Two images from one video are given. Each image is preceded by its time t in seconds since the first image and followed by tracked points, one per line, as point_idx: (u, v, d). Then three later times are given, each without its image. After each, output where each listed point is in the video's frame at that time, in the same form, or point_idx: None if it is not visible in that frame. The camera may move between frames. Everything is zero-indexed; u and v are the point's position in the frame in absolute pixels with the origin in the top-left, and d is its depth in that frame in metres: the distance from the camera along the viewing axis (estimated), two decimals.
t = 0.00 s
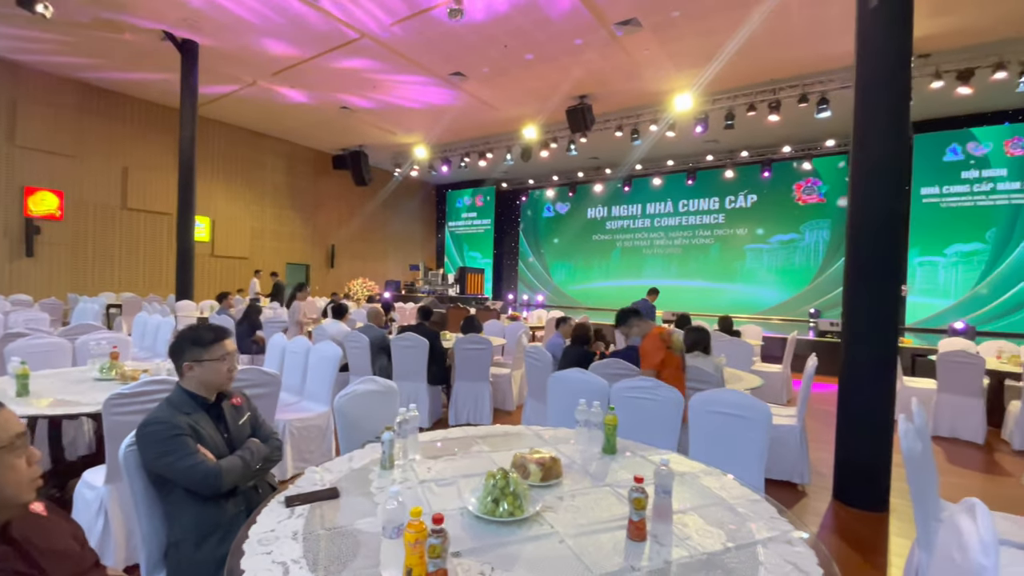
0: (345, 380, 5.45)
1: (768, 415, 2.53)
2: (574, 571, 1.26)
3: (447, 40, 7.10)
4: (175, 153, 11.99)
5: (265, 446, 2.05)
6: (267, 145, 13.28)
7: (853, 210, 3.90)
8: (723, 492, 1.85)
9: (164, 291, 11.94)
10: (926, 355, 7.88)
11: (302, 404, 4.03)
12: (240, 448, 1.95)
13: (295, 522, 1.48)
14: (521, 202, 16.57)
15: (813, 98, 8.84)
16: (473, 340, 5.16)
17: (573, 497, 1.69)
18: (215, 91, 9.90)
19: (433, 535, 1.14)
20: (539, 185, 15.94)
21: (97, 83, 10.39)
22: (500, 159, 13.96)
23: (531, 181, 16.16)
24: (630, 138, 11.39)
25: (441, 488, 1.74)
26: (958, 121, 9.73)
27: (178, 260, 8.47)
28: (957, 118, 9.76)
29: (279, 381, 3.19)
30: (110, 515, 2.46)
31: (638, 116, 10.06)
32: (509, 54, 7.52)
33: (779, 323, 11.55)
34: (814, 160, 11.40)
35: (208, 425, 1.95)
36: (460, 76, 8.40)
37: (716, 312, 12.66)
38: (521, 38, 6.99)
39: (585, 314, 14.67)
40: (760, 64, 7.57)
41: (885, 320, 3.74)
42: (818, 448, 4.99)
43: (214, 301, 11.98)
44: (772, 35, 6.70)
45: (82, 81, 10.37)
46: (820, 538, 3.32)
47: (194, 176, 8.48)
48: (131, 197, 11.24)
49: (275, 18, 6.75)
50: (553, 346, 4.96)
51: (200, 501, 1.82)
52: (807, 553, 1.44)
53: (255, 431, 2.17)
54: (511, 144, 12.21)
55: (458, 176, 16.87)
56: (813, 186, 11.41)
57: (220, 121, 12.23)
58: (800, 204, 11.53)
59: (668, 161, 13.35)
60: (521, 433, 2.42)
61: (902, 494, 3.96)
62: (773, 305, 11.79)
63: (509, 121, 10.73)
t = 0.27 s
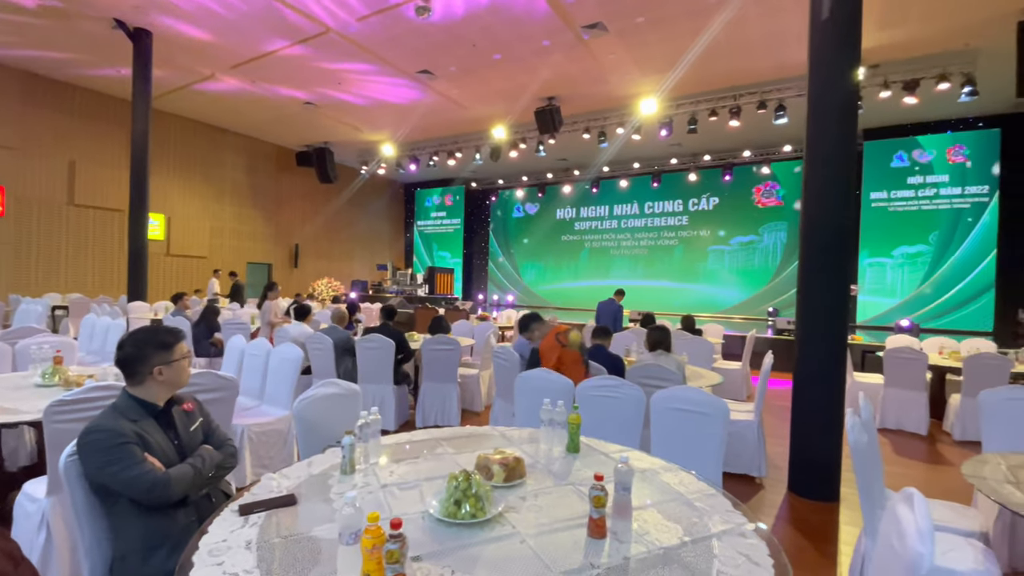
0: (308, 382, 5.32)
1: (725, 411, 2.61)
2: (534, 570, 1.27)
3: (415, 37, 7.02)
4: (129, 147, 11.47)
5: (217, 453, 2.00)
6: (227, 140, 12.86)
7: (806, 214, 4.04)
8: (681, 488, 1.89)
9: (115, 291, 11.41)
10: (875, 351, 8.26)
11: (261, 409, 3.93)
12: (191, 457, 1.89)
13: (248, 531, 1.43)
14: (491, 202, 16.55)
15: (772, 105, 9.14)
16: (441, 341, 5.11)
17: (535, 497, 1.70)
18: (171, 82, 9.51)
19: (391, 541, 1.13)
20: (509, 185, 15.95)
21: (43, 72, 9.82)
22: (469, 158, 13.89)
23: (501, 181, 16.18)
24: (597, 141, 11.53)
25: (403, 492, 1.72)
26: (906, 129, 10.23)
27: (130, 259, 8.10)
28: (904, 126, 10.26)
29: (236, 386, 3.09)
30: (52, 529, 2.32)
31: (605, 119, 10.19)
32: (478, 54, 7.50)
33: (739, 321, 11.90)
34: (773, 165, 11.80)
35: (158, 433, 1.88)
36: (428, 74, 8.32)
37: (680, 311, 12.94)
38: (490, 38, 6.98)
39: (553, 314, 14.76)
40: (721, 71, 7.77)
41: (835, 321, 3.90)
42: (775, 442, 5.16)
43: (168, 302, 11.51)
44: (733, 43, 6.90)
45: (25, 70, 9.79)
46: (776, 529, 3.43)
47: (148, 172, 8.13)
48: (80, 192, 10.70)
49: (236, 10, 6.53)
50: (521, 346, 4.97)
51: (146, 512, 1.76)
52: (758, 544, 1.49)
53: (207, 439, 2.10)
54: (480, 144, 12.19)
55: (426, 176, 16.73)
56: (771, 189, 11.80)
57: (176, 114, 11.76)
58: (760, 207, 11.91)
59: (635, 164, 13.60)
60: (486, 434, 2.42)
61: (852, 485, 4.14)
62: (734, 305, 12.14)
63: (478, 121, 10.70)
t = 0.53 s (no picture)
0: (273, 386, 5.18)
1: (689, 407, 2.67)
2: (502, 571, 1.27)
3: (383, 34, 6.94)
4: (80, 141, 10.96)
5: (175, 460, 1.93)
6: (186, 135, 12.42)
7: (765, 218, 4.17)
8: (647, 484, 1.92)
9: (64, 293, 10.87)
10: (831, 348, 8.60)
11: (222, 414, 3.81)
12: (147, 464, 1.82)
13: (207, 541, 1.39)
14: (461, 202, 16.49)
15: (735, 110, 9.40)
16: (410, 342, 5.06)
17: (503, 497, 1.70)
18: (127, 74, 9.13)
19: (356, 547, 1.12)
20: (479, 185, 15.92)
21: None
22: (439, 157, 13.79)
23: (472, 181, 16.13)
24: (567, 142, 11.63)
25: (370, 496, 1.69)
26: (859, 135, 10.67)
27: (81, 259, 7.73)
28: (858, 133, 10.70)
29: (195, 392, 2.99)
30: None
31: (574, 121, 10.29)
32: (447, 53, 7.45)
33: (704, 320, 12.18)
34: (736, 168, 12.13)
35: (112, 441, 1.81)
36: (398, 72, 8.22)
37: (648, 311, 13.16)
38: (460, 37, 6.95)
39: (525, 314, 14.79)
40: (686, 76, 7.95)
41: (794, 321, 4.03)
42: (738, 436, 5.31)
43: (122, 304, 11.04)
44: (698, 49, 7.06)
45: None
46: (739, 521, 3.53)
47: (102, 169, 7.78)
48: (26, 188, 10.15)
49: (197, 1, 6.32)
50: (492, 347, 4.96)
51: (98, 523, 1.69)
52: (720, 537, 1.53)
53: (163, 446, 2.03)
54: (450, 144, 12.12)
55: (396, 175, 16.53)
56: (734, 192, 12.12)
57: (132, 108, 11.30)
58: (723, 209, 12.23)
59: (603, 166, 13.78)
60: (456, 436, 2.41)
61: (810, 477, 4.30)
62: (699, 304, 12.43)
63: (447, 120, 10.64)
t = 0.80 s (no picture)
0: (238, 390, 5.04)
1: (658, 404, 2.72)
2: (475, 572, 1.27)
3: (353, 31, 6.83)
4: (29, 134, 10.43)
5: (134, 467, 1.86)
6: (144, 129, 11.98)
7: (730, 217, 4.27)
8: (619, 480, 1.95)
9: (12, 294, 10.34)
10: (793, 345, 8.88)
11: (185, 420, 3.69)
12: (104, 473, 1.75)
13: (170, 551, 1.35)
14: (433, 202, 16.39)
15: (702, 114, 9.61)
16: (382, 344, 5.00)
17: (477, 498, 1.70)
18: (81, 65, 8.74)
19: (327, 553, 1.10)
20: (452, 184, 15.85)
21: None
22: (410, 155, 13.68)
23: (444, 180, 16.05)
24: (539, 143, 11.68)
25: (341, 501, 1.67)
26: (818, 140, 11.05)
27: (31, 258, 7.36)
28: (817, 138, 11.07)
29: (155, 397, 2.87)
30: None
31: (546, 122, 10.34)
32: (418, 51, 7.39)
33: (673, 319, 12.41)
34: (702, 171, 12.41)
35: (65, 449, 1.73)
36: (367, 69, 8.11)
37: (618, 310, 13.33)
38: (431, 35, 6.89)
39: (498, 314, 14.78)
40: (655, 79, 8.07)
41: (758, 318, 4.15)
42: (705, 431, 5.43)
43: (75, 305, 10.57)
44: (666, 53, 7.18)
45: None
46: (706, 514, 3.61)
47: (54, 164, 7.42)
48: None
49: None
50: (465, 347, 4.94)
51: (53, 535, 1.62)
52: (689, 531, 1.56)
53: (121, 454, 1.94)
54: (422, 142, 12.03)
55: (366, 173, 16.31)
56: (700, 194, 12.39)
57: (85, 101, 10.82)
58: (690, 210, 12.48)
59: (575, 167, 13.90)
60: (429, 437, 2.39)
61: (773, 470, 4.43)
62: (668, 303, 12.65)
63: (418, 119, 10.55)
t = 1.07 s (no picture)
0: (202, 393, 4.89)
1: (630, 400, 2.75)
2: (450, 572, 1.26)
3: (323, 25, 6.70)
4: None
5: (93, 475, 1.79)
6: (99, 122, 11.51)
7: (700, 215, 4.35)
8: (593, 476, 1.96)
9: None
10: (759, 341, 9.12)
11: (146, 425, 3.56)
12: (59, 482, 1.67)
13: (132, 562, 1.30)
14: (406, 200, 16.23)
15: (671, 116, 9.78)
16: (354, 344, 4.92)
17: (452, 498, 1.68)
18: (32, 54, 8.34)
19: (299, 558, 1.08)
20: (425, 182, 15.74)
21: None
22: (381, 152, 13.52)
23: (416, 178, 15.91)
24: (512, 141, 11.69)
25: (313, 505, 1.63)
26: (782, 143, 11.36)
27: None
28: (781, 140, 11.37)
29: (114, 402, 2.76)
30: None
31: (518, 121, 10.35)
32: (390, 47, 7.29)
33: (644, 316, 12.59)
34: (672, 172, 12.62)
35: (17, 458, 1.65)
36: (337, 64, 7.97)
37: (590, 308, 13.45)
38: (403, 31, 6.81)
39: (473, 313, 14.74)
40: (626, 81, 8.17)
41: (726, 314, 4.24)
42: (675, 426, 5.52)
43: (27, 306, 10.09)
44: (637, 55, 7.27)
45: None
46: (677, 507, 3.67)
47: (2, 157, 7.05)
48: None
49: None
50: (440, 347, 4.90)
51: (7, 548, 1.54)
52: (661, 524, 1.59)
53: (79, 462, 1.86)
54: (394, 139, 11.90)
55: (336, 170, 16.04)
56: (670, 195, 12.60)
57: (37, 92, 10.34)
58: (660, 210, 12.68)
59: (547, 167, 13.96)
60: (403, 438, 2.36)
61: (740, 463, 4.53)
62: (639, 301, 12.83)
63: (389, 115, 10.43)
